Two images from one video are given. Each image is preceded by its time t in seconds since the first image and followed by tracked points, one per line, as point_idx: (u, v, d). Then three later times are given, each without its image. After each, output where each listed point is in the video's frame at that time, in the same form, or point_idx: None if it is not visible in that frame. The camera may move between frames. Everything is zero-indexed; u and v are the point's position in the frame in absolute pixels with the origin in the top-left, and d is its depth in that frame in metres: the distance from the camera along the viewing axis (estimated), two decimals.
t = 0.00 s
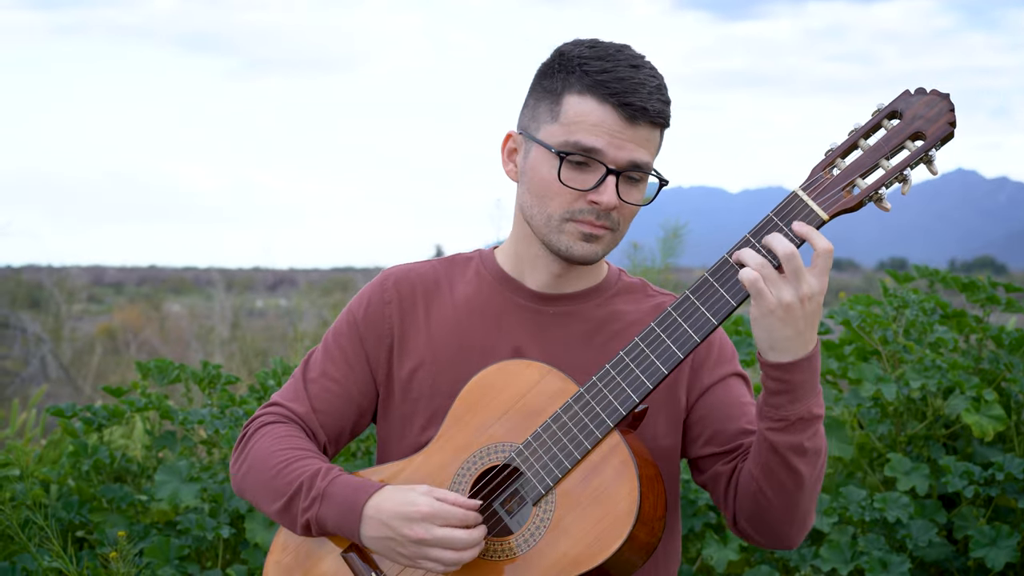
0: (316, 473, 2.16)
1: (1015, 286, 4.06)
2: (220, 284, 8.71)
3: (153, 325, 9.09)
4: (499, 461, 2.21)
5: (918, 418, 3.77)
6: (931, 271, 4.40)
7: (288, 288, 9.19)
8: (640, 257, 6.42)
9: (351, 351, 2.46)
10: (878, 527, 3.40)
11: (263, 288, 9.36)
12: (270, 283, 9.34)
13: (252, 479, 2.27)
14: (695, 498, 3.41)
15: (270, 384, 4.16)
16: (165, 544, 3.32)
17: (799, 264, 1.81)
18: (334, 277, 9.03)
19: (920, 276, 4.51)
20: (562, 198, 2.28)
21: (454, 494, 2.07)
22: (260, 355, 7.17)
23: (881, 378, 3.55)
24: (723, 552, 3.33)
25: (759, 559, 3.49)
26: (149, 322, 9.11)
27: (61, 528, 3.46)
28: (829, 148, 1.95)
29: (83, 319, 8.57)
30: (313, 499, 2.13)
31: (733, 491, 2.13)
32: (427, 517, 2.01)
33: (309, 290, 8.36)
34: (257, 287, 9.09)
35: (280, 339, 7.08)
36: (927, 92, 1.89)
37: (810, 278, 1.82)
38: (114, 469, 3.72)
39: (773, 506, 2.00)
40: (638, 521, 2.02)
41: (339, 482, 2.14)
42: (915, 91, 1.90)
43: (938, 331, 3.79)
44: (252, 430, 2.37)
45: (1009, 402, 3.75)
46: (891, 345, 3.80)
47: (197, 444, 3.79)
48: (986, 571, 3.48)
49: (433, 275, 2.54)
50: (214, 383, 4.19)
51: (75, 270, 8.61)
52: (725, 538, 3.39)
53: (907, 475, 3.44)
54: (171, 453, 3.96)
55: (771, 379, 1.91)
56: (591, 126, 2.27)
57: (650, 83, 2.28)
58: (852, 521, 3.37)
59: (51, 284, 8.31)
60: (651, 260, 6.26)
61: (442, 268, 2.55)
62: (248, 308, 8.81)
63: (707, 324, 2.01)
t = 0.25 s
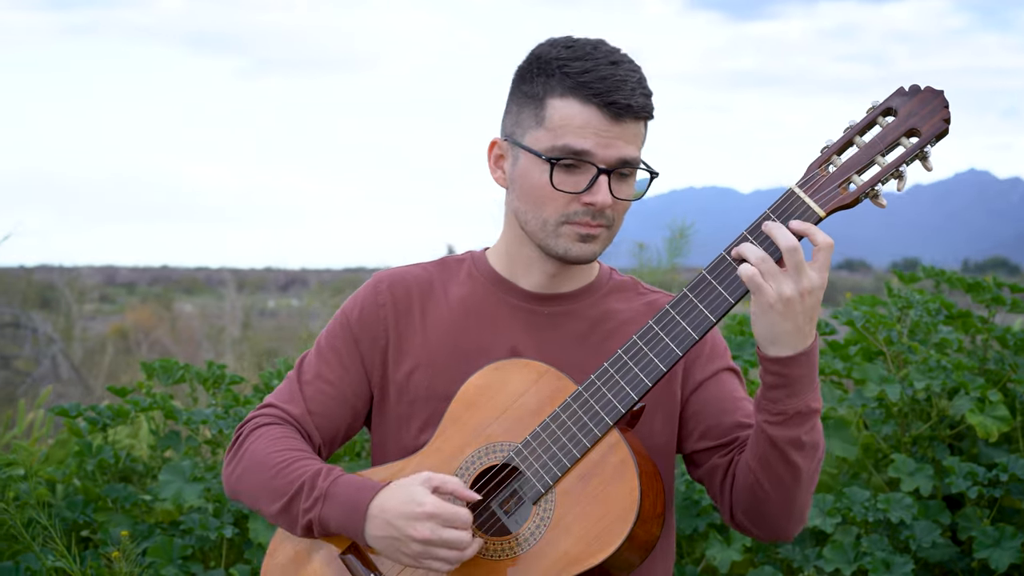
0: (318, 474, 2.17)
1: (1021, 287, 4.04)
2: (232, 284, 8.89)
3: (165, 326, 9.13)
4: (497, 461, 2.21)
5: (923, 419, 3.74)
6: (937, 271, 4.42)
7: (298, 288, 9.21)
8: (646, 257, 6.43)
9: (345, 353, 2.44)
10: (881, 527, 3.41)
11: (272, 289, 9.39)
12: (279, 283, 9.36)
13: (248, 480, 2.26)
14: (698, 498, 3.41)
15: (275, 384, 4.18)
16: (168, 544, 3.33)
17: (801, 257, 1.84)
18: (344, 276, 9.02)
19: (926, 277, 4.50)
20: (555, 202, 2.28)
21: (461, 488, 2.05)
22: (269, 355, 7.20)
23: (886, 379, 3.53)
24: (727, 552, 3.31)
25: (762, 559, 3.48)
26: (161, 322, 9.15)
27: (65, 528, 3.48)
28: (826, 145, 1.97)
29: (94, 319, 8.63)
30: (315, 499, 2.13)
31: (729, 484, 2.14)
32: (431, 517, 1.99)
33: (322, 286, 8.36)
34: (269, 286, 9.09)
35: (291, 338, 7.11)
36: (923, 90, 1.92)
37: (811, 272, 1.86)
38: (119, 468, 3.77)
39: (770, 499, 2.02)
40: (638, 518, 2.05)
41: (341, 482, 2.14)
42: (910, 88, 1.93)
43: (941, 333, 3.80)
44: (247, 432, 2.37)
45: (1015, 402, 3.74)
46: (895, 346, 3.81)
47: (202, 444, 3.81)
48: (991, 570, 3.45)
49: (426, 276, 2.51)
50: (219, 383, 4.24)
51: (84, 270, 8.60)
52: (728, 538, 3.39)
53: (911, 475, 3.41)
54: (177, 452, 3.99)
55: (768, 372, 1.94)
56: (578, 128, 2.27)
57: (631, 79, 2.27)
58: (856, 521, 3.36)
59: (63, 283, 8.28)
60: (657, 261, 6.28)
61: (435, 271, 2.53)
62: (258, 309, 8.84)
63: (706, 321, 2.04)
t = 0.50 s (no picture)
0: (334, 457, 2.19)
1: None
2: (243, 284, 8.60)
3: (174, 325, 8.73)
4: (495, 458, 2.24)
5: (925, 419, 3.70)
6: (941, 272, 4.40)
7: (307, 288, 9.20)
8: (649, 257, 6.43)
9: (341, 352, 2.44)
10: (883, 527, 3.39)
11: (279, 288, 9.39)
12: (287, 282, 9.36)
13: (258, 475, 2.26)
14: (699, 498, 3.41)
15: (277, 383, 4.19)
16: (170, 543, 3.34)
17: (798, 254, 1.85)
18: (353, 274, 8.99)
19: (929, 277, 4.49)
20: (540, 199, 2.28)
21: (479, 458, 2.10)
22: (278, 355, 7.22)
23: (888, 378, 3.52)
24: (729, 552, 3.31)
25: (764, 559, 3.49)
26: (172, 322, 8.73)
27: (67, 527, 3.51)
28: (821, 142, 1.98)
29: (106, 318, 8.45)
30: (336, 480, 2.16)
31: (724, 475, 2.18)
32: (456, 479, 2.04)
33: (333, 285, 8.33)
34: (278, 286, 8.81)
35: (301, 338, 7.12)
36: (916, 86, 1.94)
37: (807, 269, 1.87)
38: (122, 468, 3.79)
39: (766, 491, 2.05)
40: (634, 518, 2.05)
41: (361, 461, 2.17)
42: (903, 85, 1.94)
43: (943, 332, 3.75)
44: (247, 431, 2.36)
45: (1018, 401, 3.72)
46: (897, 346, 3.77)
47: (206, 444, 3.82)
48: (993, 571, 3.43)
49: (416, 276, 2.52)
50: (222, 383, 4.25)
51: (95, 269, 8.42)
52: (730, 538, 3.39)
53: (912, 475, 3.39)
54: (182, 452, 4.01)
55: (767, 370, 1.96)
56: (554, 124, 2.28)
57: (601, 69, 2.29)
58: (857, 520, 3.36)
59: (75, 283, 8.19)
60: (661, 261, 6.28)
61: (424, 270, 2.54)
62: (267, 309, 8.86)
63: (701, 319, 2.04)
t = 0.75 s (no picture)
0: (312, 471, 2.17)
1: None
2: (254, 284, 8.55)
3: (186, 325, 9.10)
4: (485, 460, 2.19)
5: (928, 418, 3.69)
6: (946, 271, 4.34)
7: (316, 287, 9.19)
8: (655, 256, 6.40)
9: (325, 358, 2.40)
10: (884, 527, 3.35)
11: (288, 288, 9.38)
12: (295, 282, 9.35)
13: (239, 485, 2.24)
14: (699, 498, 3.39)
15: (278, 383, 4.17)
16: (170, 543, 3.33)
17: (784, 248, 1.83)
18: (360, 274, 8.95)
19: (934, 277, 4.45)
20: (523, 197, 2.25)
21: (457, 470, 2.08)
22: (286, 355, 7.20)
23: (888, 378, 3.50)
24: (729, 551, 3.26)
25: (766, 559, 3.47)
26: (183, 323, 9.14)
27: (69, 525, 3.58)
28: (807, 136, 1.96)
29: (117, 318, 8.67)
30: (313, 495, 2.13)
31: (714, 470, 2.13)
32: (433, 491, 2.02)
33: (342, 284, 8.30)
34: (291, 286, 8.81)
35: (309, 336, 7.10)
36: (901, 79, 1.92)
37: (794, 263, 1.84)
38: (125, 467, 3.81)
39: (758, 485, 2.01)
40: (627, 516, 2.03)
41: (338, 476, 2.14)
42: (887, 78, 1.92)
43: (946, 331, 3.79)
44: (231, 439, 2.33)
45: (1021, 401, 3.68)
46: (898, 345, 3.77)
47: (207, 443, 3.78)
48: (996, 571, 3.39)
49: (401, 280, 2.48)
50: (224, 383, 4.21)
51: (106, 270, 8.67)
52: (731, 538, 3.35)
53: (914, 475, 3.37)
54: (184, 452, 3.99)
55: (757, 365, 1.92)
56: (530, 120, 2.26)
57: (570, 61, 2.27)
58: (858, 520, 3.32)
59: (85, 283, 8.31)
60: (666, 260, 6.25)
61: (408, 274, 2.50)
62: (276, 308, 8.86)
63: (689, 316, 2.03)
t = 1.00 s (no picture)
0: (287, 486, 2.14)
1: None
2: (263, 284, 8.26)
3: (197, 324, 8.81)
4: (475, 460, 2.17)
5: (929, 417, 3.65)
6: (947, 269, 4.26)
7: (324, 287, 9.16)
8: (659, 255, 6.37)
9: (306, 367, 2.38)
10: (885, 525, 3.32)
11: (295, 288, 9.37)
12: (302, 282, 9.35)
13: (216, 498, 2.22)
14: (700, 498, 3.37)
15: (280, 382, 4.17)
16: (171, 542, 3.35)
17: (771, 245, 1.79)
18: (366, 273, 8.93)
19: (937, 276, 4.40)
20: (505, 199, 2.20)
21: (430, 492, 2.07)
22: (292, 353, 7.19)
23: (889, 377, 3.46)
24: (729, 551, 3.26)
25: (767, 558, 3.45)
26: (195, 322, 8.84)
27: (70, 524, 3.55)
28: (792, 133, 1.92)
29: (130, 317, 8.34)
30: (286, 512, 2.11)
31: (701, 468, 2.08)
32: (402, 515, 2.01)
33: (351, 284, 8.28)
34: (300, 286, 8.62)
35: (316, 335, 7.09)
36: (887, 75, 1.88)
37: (781, 260, 1.80)
38: (127, 466, 3.81)
39: (746, 483, 1.95)
40: (614, 516, 1.99)
41: (312, 494, 2.11)
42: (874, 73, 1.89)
43: (946, 330, 3.73)
44: (210, 450, 2.32)
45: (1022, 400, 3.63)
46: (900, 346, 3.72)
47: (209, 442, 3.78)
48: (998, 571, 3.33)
49: (384, 285, 2.44)
50: (225, 381, 4.19)
51: (117, 269, 8.63)
52: (732, 537, 3.33)
53: (915, 475, 3.35)
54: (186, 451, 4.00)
55: (744, 362, 1.87)
56: (505, 122, 2.22)
57: (541, 59, 2.25)
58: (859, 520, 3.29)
59: (96, 284, 8.02)
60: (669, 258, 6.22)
61: (392, 279, 2.45)
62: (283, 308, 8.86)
63: (677, 314, 1.99)
